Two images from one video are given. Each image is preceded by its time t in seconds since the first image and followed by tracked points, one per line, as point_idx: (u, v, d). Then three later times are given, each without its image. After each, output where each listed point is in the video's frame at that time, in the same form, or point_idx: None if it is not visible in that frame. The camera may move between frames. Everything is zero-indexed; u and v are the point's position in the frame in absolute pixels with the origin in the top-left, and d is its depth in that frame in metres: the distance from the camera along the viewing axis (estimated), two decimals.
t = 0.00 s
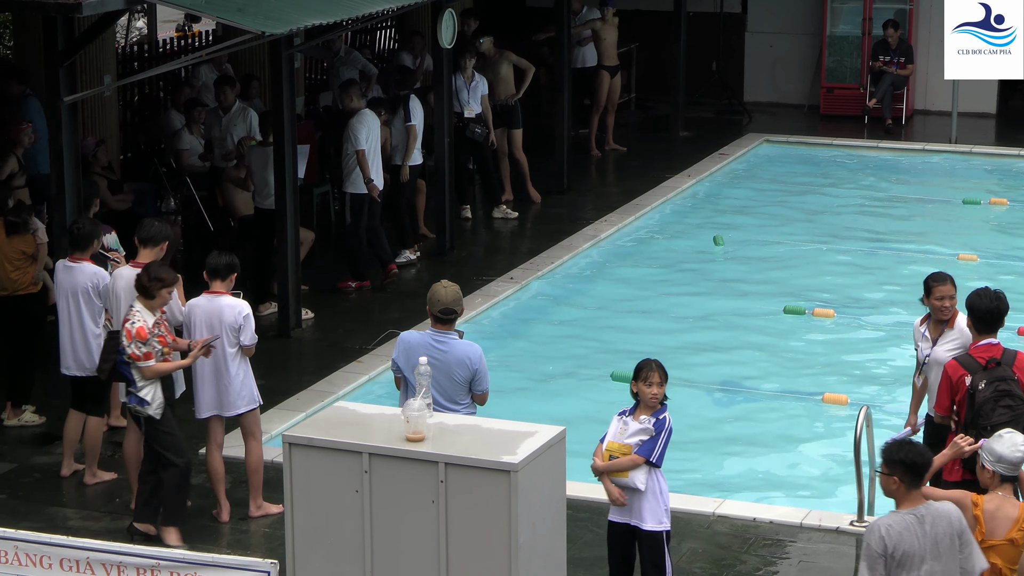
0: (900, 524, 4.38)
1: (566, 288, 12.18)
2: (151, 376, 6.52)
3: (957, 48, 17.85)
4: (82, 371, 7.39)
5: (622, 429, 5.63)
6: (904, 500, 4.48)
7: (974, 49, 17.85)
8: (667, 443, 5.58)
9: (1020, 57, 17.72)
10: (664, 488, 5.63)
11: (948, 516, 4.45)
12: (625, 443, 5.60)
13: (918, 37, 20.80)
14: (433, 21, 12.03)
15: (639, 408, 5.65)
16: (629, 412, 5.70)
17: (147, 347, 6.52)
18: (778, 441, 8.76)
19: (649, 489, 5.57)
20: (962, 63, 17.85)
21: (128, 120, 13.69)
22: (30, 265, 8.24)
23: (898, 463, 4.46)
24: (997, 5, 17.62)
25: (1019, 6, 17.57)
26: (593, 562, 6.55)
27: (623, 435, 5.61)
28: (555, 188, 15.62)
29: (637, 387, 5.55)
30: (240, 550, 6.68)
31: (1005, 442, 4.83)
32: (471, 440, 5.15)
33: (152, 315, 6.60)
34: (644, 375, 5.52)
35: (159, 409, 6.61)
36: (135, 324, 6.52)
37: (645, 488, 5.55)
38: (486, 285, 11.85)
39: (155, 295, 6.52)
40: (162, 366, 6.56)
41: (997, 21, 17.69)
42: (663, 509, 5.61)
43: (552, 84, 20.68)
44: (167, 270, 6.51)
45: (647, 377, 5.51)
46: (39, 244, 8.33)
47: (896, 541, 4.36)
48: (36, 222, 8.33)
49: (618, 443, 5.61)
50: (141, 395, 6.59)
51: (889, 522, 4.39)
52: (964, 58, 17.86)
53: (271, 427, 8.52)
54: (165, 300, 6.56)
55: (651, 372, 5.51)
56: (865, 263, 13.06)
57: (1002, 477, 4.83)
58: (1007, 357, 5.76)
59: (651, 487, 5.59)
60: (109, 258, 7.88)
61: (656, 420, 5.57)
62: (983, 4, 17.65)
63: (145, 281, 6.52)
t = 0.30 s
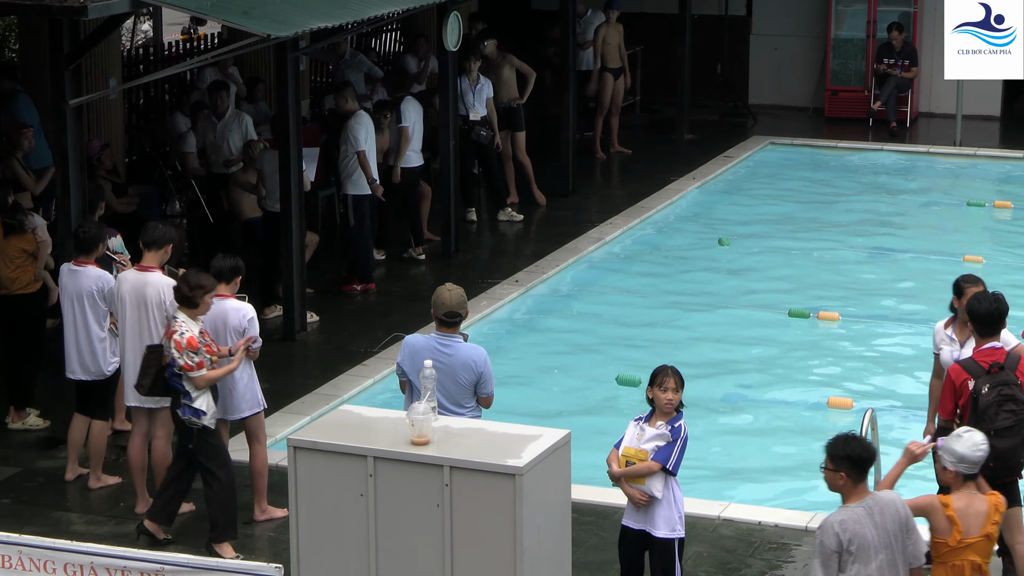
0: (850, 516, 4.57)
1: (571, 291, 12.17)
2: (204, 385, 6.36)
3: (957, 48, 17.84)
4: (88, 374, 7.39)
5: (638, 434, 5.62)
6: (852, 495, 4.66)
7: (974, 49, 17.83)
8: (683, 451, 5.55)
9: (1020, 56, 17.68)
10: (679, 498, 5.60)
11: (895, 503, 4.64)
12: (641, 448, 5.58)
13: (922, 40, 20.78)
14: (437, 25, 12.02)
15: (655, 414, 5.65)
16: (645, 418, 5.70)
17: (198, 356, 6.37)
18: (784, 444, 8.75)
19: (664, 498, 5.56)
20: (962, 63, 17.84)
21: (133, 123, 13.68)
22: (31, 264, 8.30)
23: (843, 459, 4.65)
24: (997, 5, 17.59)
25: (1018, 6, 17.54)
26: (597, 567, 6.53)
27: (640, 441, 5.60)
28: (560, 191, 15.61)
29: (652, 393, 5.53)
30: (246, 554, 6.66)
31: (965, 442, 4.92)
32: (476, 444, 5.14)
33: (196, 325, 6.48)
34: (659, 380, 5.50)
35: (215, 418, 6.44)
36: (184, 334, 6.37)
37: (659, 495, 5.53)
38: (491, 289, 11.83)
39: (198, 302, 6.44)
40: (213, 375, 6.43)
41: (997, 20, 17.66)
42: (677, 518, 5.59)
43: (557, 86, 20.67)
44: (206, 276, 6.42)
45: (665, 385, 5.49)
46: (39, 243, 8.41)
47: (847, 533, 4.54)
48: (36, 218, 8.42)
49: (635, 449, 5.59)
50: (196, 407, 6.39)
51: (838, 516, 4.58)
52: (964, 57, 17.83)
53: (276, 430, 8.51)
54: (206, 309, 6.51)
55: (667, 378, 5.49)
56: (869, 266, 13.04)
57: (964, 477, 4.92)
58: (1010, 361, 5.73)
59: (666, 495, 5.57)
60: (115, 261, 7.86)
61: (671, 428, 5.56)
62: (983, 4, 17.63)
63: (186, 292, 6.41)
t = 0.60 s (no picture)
0: (803, 507, 4.65)
1: (567, 302, 12.18)
2: (240, 398, 6.36)
3: (957, 48, 17.86)
4: (84, 386, 7.39)
5: (635, 448, 5.62)
6: (799, 488, 4.76)
7: (974, 49, 17.85)
8: (679, 467, 5.53)
9: (1020, 56, 17.72)
10: (675, 512, 5.58)
11: (836, 496, 4.76)
12: (636, 463, 5.58)
13: (916, 50, 20.85)
14: (432, 35, 12.05)
15: (654, 428, 5.63)
16: (645, 431, 5.69)
17: (238, 368, 6.34)
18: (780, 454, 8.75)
19: (659, 513, 5.56)
20: (962, 63, 17.86)
21: (129, 135, 13.68)
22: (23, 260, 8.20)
23: (791, 452, 4.74)
24: (997, 5, 17.68)
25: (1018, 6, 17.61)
26: None
27: (636, 455, 5.59)
28: (555, 202, 15.62)
29: (651, 405, 5.54)
30: (240, 565, 6.66)
31: (896, 438, 4.84)
32: (471, 454, 5.14)
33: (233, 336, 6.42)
34: (657, 394, 5.51)
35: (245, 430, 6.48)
36: (225, 345, 6.32)
37: (652, 510, 5.53)
38: (487, 299, 11.84)
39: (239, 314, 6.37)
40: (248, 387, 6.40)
41: (996, 20, 17.72)
42: (672, 533, 5.56)
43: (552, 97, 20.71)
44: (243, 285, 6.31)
45: (663, 399, 5.49)
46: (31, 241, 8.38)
47: (803, 523, 4.62)
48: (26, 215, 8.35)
49: (630, 463, 5.59)
50: (229, 418, 6.40)
51: (792, 507, 4.65)
52: (964, 57, 17.88)
53: (271, 441, 8.50)
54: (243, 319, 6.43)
55: (667, 392, 5.49)
56: (864, 276, 13.06)
57: (895, 472, 4.88)
58: (1000, 370, 5.76)
59: (659, 509, 5.56)
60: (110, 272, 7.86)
61: (667, 443, 5.53)
62: (983, 4, 17.70)
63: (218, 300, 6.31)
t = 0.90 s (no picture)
0: (752, 503, 4.70)
1: (557, 310, 12.19)
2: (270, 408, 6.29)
3: (957, 48, 17.92)
4: (73, 394, 7.38)
5: (624, 457, 5.64)
6: (742, 485, 4.80)
7: (974, 49, 17.92)
8: (667, 476, 5.51)
9: (1020, 56, 17.78)
10: (664, 521, 5.57)
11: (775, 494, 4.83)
12: (624, 472, 5.60)
13: (907, 58, 20.94)
14: (423, 44, 12.07)
15: (646, 437, 5.63)
16: (637, 439, 5.67)
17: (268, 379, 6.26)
18: (770, 462, 8.77)
19: (644, 521, 5.56)
20: (962, 63, 17.93)
21: (119, 143, 13.67)
22: (9, 273, 8.26)
23: (736, 450, 4.78)
24: (997, 5, 17.78)
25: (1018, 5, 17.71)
26: None
27: (624, 464, 5.61)
28: (545, 211, 15.64)
29: (642, 415, 5.54)
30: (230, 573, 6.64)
31: (831, 440, 4.87)
32: (461, 462, 5.14)
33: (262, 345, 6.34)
34: (648, 403, 5.51)
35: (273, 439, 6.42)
36: (255, 355, 6.26)
37: (639, 518, 5.55)
38: (477, 307, 11.85)
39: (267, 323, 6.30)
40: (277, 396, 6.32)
41: (997, 20, 17.80)
42: (660, 541, 5.56)
43: (542, 104, 20.73)
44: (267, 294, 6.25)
45: (651, 407, 5.49)
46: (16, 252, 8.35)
47: (754, 518, 4.68)
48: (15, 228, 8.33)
49: (619, 471, 5.62)
50: (258, 429, 6.34)
51: (741, 503, 4.70)
52: (964, 57, 17.93)
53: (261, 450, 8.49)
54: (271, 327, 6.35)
55: (656, 402, 5.49)
56: (854, 284, 13.10)
57: (830, 473, 4.90)
58: (992, 379, 5.78)
59: (646, 518, 5.56)
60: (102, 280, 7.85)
61: (655, 452, 5.53)
62: (983, 4, 17.79)
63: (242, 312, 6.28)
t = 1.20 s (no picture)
0: (680, 512, 4.72)
1: (551, 317, 12.18)
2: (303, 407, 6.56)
3: (957, 48, 17.99)
4: (67, 401, 7.37)
5: (619, 463, 5.63)
6: (670, 493, 4.80)
7: (974, 49, 17.97)
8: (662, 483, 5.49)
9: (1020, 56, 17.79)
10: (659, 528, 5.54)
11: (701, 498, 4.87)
12: (619, 478, 5.59)
13: (900, 65, 21.00)
14: (417, 51, 12.07)
15: (642, 444, 5.62)
16: (633, 445, 5.67)
17: (300, 378, 6.52)
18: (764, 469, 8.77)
19: (637, 526, 5.53)
20: (962, 63, 17.99)
21: (112, 150, 13.64)
22: (6, 280, 8.33)
23: (666, 458, 4.78)
24: (997, 5, 17.78)
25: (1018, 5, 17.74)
26: None
27: (619, 469, 5.61)
28: (539, 217, 15.64)
29: (637, 421, 5.54)
30: None
31: (765, 425, 4.98)
32: (455, 469, 5.14)
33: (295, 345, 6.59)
34: (643, 409, 5.52)
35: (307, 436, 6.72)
36: (287, 356, 6.50)
37: (634, 524, 5.51)
38: (470, 314, 11.85)
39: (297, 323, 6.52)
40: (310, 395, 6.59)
41: (997, 20, 17.82)
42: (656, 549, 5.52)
43: (537, 111, 20.74)
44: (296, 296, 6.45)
45: (645, 412, 5.50)
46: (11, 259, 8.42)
47: (682, 527, 4.69)
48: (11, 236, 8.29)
49: (613, 477, 5.61)
50: (293, 428, 6.63)
51: (671, 514, 4.69)
52: (964, 57, 17.99)
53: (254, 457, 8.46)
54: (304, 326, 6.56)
55: (652, 408, 5.50)
56: (848, 291, 13.11)
57: (764, 458, 5.00)
58: (988, 386, 5.80)
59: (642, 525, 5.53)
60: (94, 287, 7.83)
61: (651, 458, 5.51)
62: (983, 4, 17.80)
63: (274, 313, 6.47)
